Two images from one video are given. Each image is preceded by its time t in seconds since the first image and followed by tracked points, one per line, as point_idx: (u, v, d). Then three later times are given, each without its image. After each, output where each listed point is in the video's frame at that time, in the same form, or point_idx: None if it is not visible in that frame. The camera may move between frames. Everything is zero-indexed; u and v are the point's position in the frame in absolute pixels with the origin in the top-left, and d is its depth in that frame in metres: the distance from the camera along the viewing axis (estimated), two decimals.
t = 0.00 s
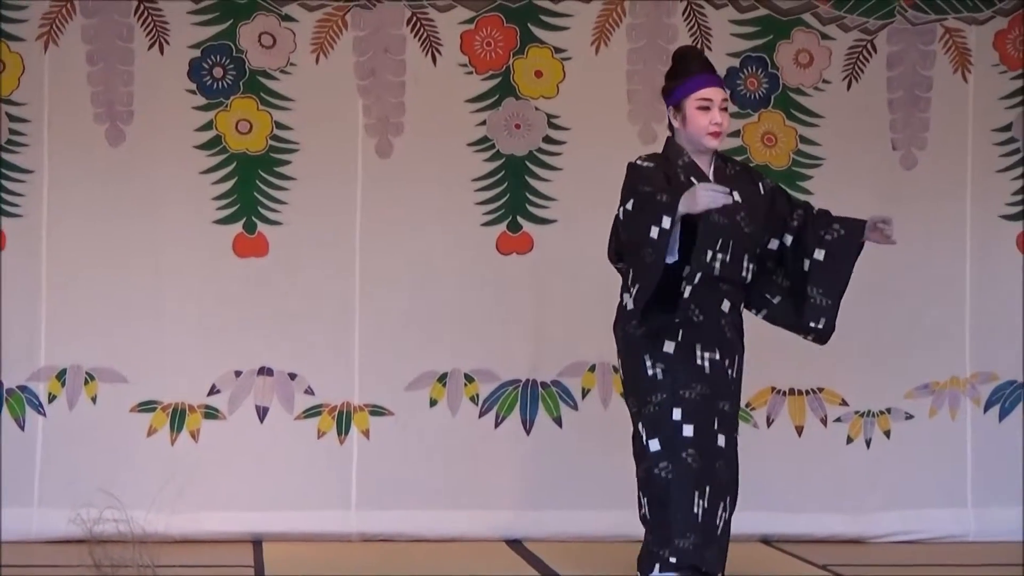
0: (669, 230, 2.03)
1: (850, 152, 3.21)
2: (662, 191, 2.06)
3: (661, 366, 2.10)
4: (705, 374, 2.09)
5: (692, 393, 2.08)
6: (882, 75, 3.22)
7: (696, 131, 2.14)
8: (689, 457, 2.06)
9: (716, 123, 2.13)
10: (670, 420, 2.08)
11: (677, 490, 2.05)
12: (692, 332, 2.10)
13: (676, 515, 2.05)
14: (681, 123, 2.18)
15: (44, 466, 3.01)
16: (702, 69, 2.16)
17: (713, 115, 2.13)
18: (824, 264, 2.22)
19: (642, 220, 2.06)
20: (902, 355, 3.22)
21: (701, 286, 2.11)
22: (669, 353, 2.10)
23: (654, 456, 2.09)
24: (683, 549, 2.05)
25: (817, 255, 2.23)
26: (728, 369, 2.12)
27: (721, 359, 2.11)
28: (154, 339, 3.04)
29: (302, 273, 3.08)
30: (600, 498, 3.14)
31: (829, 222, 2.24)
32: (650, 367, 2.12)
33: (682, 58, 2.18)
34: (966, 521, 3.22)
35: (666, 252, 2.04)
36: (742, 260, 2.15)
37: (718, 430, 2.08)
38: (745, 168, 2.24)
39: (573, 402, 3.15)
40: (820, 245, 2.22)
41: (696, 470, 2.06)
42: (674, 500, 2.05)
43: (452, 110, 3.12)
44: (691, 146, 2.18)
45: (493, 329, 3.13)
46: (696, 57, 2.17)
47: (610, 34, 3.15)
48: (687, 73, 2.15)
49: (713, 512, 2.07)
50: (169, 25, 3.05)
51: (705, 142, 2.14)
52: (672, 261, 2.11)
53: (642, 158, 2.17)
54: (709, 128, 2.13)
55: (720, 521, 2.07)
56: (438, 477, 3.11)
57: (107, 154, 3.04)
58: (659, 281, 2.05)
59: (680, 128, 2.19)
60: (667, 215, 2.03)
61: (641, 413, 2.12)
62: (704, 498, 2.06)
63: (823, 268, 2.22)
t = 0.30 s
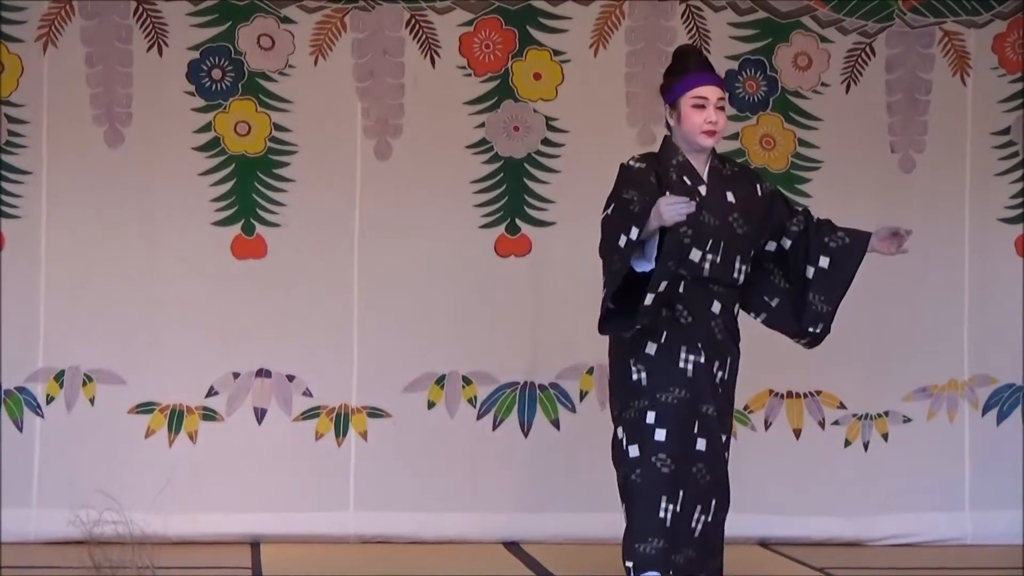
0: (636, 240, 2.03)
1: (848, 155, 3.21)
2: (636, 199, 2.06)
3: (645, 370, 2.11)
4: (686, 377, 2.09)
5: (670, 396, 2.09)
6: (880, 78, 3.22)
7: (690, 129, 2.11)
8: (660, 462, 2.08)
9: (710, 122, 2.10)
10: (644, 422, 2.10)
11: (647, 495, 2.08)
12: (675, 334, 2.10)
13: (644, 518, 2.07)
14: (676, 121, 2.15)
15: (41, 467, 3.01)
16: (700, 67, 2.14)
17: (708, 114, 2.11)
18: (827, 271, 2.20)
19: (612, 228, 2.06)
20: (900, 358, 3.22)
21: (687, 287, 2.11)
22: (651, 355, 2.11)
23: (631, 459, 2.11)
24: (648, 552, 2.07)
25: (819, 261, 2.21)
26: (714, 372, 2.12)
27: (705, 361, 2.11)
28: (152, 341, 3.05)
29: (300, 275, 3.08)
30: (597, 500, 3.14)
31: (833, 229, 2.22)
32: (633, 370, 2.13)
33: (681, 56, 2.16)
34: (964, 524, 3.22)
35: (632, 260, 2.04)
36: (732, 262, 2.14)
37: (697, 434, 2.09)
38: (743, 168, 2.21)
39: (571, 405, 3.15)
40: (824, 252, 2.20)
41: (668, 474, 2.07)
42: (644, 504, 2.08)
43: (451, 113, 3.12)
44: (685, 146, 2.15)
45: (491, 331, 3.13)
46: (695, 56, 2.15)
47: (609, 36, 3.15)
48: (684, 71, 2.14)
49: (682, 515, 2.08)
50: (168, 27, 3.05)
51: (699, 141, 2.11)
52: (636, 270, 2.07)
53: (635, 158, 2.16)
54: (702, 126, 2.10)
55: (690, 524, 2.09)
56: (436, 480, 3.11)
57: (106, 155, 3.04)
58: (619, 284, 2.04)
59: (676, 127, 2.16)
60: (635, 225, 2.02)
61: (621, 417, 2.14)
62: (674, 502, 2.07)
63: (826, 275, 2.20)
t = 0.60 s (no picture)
0: (622, 238, 2.02)
1: (846, 155, 3.21)
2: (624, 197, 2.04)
3: (631, 369, 2.12)
4: (671, 375, 2.10)
5: (655, 394, 2.09)
6: (878, 78, 3.22)
7: (680, 123, 2.12)
8: (645, 460, 2.08)
9: (700, 117, 2.11)
10: (629, 421, 2.10)
11: (632, 493, 2.09)
12: (661, 331, 2.11)
13: (628, 516, 2.09)
14: (666, 114, 2.16)
15: (39, 467, 3.01)
16: (693, 61, 2.14)
17: (698, 108, 2.11)
18: (823, 265, 2.21)
19: (597, 223, 2.06)
20: (898, 358, 3.23)
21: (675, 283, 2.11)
22: (637, 353, 2.12)
23: (619, 460, 2.13)
24: (632, 551, 2.08)
25: (814, 255, 2.21)
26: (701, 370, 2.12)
27: (692, 359, 2.11)
28: (150, 341, 3.05)
29: (298, 275, 3.08)
30: (596, 500, 3.14)
31: (828, 223, 2.23)
32: (621, 370, 2.13)
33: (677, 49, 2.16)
34: (962, 524, 3.22)
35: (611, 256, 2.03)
36: (719, 259, 2.13)
37: (683, 433, 2.09)
38: (733, 164, 2.22)
39: (569, 405, 3.15)
40: (819, 246, 2.21)
41: (653, 472, 2.08)
42: (629, 503, 2.09)
43: (449, 113, 3.11)
44: (674, 138, 2.15)
45: (489, 332, 3.13)
46: (690, 50, 2.15)
47: (607, 36, 3.15)
48: (678, 64, 2.14)
49: (668, 513, 2.08)
50: (165, 27, 3.05)
51: (688, 135, 2.12)
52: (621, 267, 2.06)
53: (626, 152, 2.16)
54: (692, 121, 2.10)
55: (677, 522, 2.09)
56: (434, 480, 3.11)
57: (104, 155, 3.04)
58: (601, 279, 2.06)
59: (666, 120, 2.16)
60: (621, 223, 2.02)
61: (608, 416, 2.16)
62: (659, 500, 2.08)
63: (821, 269, 2.20)
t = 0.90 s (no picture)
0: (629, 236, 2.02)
1: (844, 155, 3.23)
2: (630, 197, 2.03)
3: (613, 370, 2.13)
4: (657, 376, 2.11)
5: (639, 396, 2.11)
6: (875, 79, 3.24)
7: (668, 127, 2.13)
8: (629, 462, 2.10)
9: (688, 121, 2.12)
10: (613, 423, 2.12)
11: (616, 494, 2.10)
12: (645, 334, 2.12)
13: (611, 517, 2.10)
14: (655, 117, 2.17)
15: (40, 466, 3.03)
16: (683, 65, 2.15)
17: (687, 113, 2.13)
18: (806, 255, 2.19)
19: (598, 221, 2.05)
20: (894, 357, 3.24)
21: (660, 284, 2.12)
22: (620, 355, 2.13)
23: (600, 462, 2.13)
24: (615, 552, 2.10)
25: (797, 247, 2.20)
26: (690, 370, 2.13)
27: (677, 360, 2.13)
28: (152, 340, 3.06)
29: (298, 275, 3.10)
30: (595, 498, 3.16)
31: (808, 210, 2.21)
32: (603, 372, 2.14)
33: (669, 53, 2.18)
34: (958, 522, 3.24)
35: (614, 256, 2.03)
36: (704, 263, 2.16)
37: (671, 434, 2.11)
38: (717, 167, 2.25)
39: (568, 404, 3.17)
40: (801, 236, 2.19)
41: (638, 474, 2.10)
42: (613, 503, 2.10)
43: (449, 113, 3.13)
44: (661, 142, 2.16)
45: (489, 331, 3.15)
46: (682, 54, 2.17)
47: (605, 37, 3.17)
48: (669, 67, 2.15)
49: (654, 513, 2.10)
50: (166, 28, 3.06)
51: (675, 140, 2.13)
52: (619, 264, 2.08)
53: (618, 153, 2.16)
54: (680, 125, 2.12)
55: (661, 523, 2.10)
56: (434, 478, 3.13)
57: (106, 156, 3.06)
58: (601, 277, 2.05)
59: (654, 123, 2.18)
60: (628, 223, 2.01)
61: (588, 418, 2.15)
62: (643, 501, 2.09)
63: (807, 259, 2.19)
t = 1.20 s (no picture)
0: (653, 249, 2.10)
1: (834, 158, 3.33)
2: (647, 212, 2.12)
3: (604, 375, 2.26)
4: (652, 377, 2.24)
5: (635, 398, 2.23)
6: (865, 85, 3.34)
7: (658, 140, 2.21)
8: (637, 463, 2.21)
9: (677, 136, 2.20)
10: (613, 427, 2.23)
11: (628, 496, 2.21)
12: (637, 339, 2.24)
13: (627, 520, 2.21)
14: (647, 130, 2.26)
15: (55, 458, 3.13)
16: (676, 81, 2.23)
17: (676, 128, 2.21)
18: (744, 267, 2.20)
19: (622, 240, 2.13)
20: (884, 354, 3.34)
21: (657, 292, 2.24)
22: (614, 360, 2.25)
23: (598, 463, 2.25)
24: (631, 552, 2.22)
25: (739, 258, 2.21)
26: (683, 369, 2.26)
27: (670, 361, 2.25)
28: (162, 338, 3.16)
29: (304, 274, 3.19)
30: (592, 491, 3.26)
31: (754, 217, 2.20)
32: (594, 376, 2.27)
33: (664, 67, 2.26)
34: (944, 515, 3.34)
35: (643, 272, 2.11)
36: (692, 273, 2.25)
37: (672, 432, 2.22)
38: (707, 180, 2.30)
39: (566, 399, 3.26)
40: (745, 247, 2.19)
41: (645, 473, 2.22)
42: (626, 505, 2.21)
43: (451, 117, 3.23)
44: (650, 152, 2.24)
45: (490, 328, 3.25)
46: (677, 70, 2.24)
47: (603, 44, 3.26)
48: (662, 82, 2.24)
49: (664, 512, 2.22)
50: (177, 34, 3.16)
51: (664, 153, 2.21)
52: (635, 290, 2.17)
53: (613, 165, 2.27)
54: (669, 139, 2.20)
55: (672, 521, 2.21)
56: (435, 471, 3.23)
57: (118, 157, 3.15)
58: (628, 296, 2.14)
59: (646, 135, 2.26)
60: (651, 236, 2.09)
61: (581, 421, 2.28)
62: (657, 500, 2.22)
63: (748, 269, 2.20)
